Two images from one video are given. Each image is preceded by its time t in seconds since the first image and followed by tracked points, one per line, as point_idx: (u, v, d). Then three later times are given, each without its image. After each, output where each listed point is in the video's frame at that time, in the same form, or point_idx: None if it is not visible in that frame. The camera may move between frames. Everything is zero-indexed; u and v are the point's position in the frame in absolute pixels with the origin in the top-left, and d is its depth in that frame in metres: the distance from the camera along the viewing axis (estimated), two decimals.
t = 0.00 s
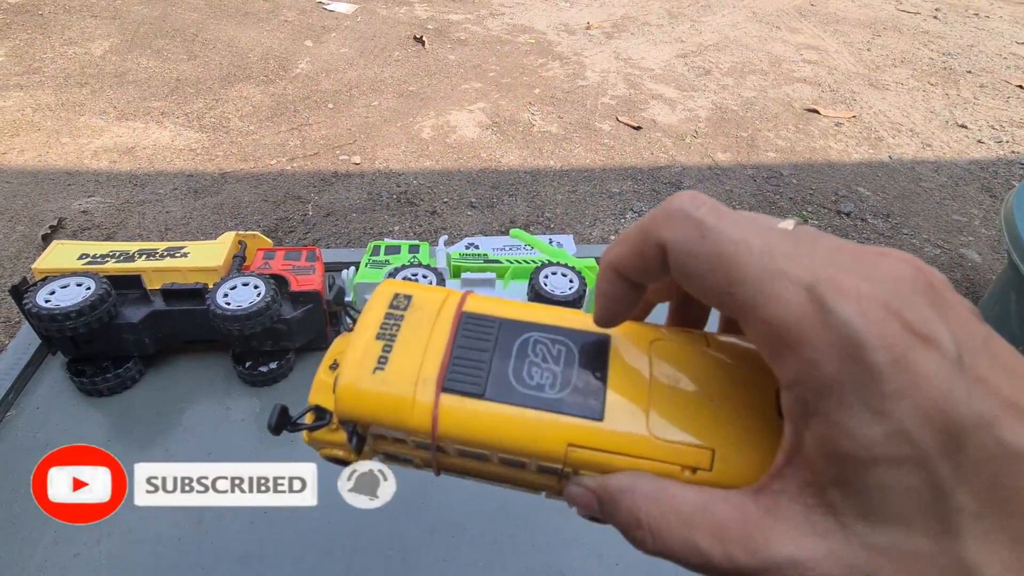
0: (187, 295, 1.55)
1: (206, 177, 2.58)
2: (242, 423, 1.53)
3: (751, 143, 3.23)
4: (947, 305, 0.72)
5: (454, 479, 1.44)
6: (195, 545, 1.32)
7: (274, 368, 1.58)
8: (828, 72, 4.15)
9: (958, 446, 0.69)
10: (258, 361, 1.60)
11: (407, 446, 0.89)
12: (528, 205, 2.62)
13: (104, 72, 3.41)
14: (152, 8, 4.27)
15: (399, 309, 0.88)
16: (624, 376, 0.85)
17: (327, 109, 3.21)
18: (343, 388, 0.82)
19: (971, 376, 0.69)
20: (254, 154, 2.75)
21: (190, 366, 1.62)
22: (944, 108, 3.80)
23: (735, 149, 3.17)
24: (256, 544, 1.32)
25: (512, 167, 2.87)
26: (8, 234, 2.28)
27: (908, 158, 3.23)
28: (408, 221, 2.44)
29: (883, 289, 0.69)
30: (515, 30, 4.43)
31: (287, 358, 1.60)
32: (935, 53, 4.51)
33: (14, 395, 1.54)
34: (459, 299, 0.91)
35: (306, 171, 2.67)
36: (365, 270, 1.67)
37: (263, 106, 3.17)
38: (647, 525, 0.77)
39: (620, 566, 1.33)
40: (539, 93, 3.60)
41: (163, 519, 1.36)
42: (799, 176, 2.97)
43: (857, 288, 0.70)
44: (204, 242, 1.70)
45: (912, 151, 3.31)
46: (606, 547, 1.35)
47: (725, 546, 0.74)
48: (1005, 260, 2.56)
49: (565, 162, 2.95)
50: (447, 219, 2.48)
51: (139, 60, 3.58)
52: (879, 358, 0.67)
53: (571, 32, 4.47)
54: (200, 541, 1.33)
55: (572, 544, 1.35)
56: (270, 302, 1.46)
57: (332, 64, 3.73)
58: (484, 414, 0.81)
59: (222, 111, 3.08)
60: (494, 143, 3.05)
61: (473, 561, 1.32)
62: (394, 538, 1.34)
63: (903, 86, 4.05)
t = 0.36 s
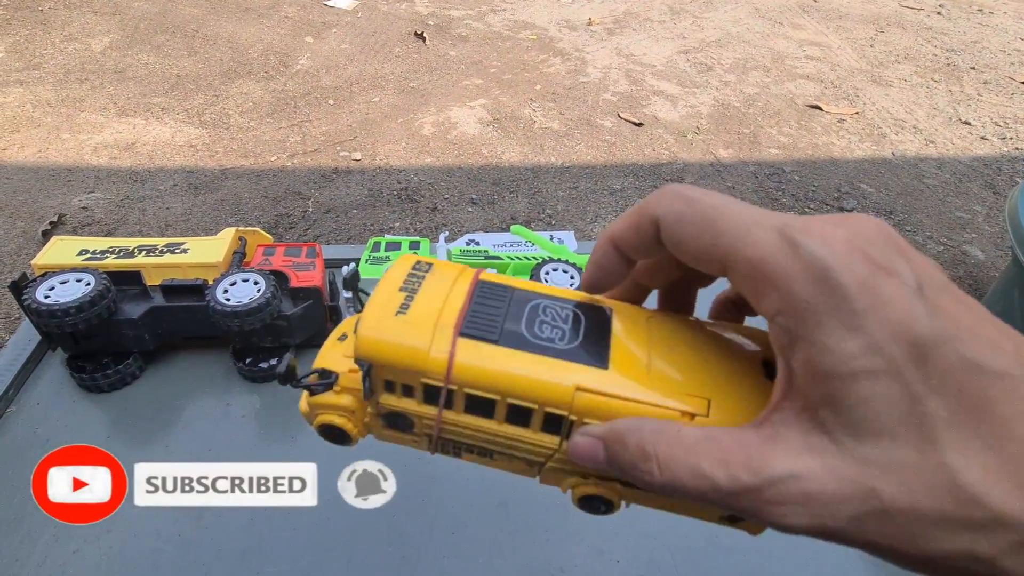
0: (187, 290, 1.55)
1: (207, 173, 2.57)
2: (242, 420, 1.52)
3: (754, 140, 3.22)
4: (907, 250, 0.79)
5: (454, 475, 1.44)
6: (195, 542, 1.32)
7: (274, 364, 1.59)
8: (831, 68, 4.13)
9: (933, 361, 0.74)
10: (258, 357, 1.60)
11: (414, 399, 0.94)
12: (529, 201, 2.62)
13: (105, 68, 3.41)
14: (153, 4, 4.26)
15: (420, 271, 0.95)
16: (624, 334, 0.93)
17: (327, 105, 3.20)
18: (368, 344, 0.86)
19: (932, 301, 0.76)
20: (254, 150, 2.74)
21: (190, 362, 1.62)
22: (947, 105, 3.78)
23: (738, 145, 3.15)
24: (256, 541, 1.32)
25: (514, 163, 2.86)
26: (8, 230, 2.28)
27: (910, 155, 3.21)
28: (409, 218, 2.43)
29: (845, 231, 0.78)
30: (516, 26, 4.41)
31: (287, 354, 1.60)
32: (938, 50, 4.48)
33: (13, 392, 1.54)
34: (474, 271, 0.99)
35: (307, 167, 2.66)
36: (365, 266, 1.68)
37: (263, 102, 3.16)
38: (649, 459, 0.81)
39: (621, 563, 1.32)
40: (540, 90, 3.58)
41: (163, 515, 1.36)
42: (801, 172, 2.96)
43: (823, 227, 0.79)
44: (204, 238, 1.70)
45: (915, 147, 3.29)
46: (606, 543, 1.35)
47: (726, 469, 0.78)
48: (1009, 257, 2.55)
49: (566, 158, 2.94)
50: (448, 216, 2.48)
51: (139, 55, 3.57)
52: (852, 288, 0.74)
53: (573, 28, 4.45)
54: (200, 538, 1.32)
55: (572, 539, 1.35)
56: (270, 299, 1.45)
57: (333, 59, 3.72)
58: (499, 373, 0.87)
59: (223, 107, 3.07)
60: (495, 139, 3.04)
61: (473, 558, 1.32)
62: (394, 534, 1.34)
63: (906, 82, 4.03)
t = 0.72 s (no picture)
0: (180, 295, 1.54)
1: (200, 176, 2.56)
2: (238, 423, 1.52)
3: (749, 132, 3.20)
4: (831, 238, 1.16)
5: (452, 474, 1.44)
6: (193, 546, 1.32)
7: (270, 367, 1.57)
8: (825, 58, 4.11)
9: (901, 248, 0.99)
10: (254, 361, 1.59)
11: (433, 278, 0.91)
12: (524, 198, 2.61)
13: (96, 73, 3.39)
14: (143, 8, 4.24)
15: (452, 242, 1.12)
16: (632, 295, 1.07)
17: (320, 106, 3.19)
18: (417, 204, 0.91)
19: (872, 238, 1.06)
20: (248, 152, 2.73)
21: (184, 366, 1.61)
22: (942, 92, 3.76)
23: (733, 138, 3.14)
24: (254, 544, 1.32)
25: (508, 160, 2.85)
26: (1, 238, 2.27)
27: (906, 143, 3.20)
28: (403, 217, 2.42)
29: (803, 217, 1.07)
30: (509, 23, 4.39)
31: (283, 356, 1.59)
32: (933, 37, 4.46)
33: (9, 400, 1.53)
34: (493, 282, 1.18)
35: (300, 168, 2.65)
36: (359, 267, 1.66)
37: (256, 104, 3.15)
38: (722, 334, 0.87)
39: (621, 558, 1.32)
40: (534, 86, 3.57)
41: (161, 521, 1.35)
42: (796, 163, 2.95)
43: (787, 216, 1.08)
44: (196, 242, 1.69)
45: (911, 136, 3.28)
46: (605, 539, 1.35)
47: (805, 331, 0.86)
48: (1006, 244, 2.54)
49: (560, 154, 2.93)
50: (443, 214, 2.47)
51: (130, 60, 3.55)
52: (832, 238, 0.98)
53: (565, 23, 4.43)
54: (198, 542, 1.32)
55: (572, 534, 1.35)
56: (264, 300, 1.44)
57: (325, 60, 3.70)
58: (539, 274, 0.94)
59: (215, 110, 3.06)
60: (489, 136, 3.03)
61: (472, 557, 1.32)
62: (392, 535, 1.34)
63: (901, 70, 4.01)
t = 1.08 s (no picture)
0: (144, 320, 1.53)
1: (170, 196, 2.54)
2: (208, 446, 1.50)
3: (722, 124, 3.21)
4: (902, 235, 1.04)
5: (427, 487, 1.43)
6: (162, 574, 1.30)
7: (240, 388, 1.56)
8: (798, 46, 4.12)
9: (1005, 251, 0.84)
10: (224, 382, 1.58)
11: (478, 361, 0.84)
12: (498, 202, 2.60)
13: (63, 96, 3.36)
14: (111, 27, 4.20)
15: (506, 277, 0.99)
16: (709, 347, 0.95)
17: (291, 117, 3.16)
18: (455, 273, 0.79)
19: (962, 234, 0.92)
20: (218, 169, 2.71)
21: (152, 391, 1.60)
22: (915, 75, 3.78)
23: (706, 131, 3.14)
24: (224, 568, 1.31)
25: (481, 164, 2.84)
26: None
27: (879, 128, 3.21)
28: (376, 227, 2.40)
29: (869, 213, 0.92)
30: (481, 24, 4.37)
31: (253, 376, 1.58)
32: (905, 19, 4.48)
33: None
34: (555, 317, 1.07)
35: (271, 183, 2.62)
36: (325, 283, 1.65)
37: (226, 119, 3.12)
38: (822, 434, 0.77)
39: (597, 564, 1.33)
40: (507, 87, 3.56)
41: (129, 550, 1.34)
42: (770, 154, 2.95)
43: (844, 212, 0.94)
44: (159, 265, 1.67)
45: (884, 120, 3.29)
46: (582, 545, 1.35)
47: (923, 411, 0.74)
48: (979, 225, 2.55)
49: (534, 155, 2.92)
50: (416, 222, 2.45)
51: (99, 80, 3.52)
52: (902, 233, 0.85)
53: (538, 22, 4.42)
54: (167, 569, 1.31)
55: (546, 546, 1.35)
56: (226, 323, 1.43)
57: (296, 71, 3.68)
58: (604, 350, 0.83)
59: (184, 127, 3.03)
60: (463, 141, 3.02)
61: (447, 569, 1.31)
62: (365, 551, 1.33)
63: (873, 55, 4.03)
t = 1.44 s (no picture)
0: (67, 361, 1.45)
1: (110, 225, 2.44)
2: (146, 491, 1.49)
3: (679, 116, 3.18)
4: None
5: (376, 517, 1.45)
6: None
7: (177, 424, 1.55)
8: (753, 33, 4.12)
9: None
10: (160, 419, 1.56)
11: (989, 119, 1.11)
12: (452, 209, 2.54)
13: None
14: (52, 50, 4.06)
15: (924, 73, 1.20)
16: None
17: (240, 135, 3.08)
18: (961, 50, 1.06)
19: None
20: (162, 193, 2.62)
21: (91, 437, 1.58)
22: (868, 56, 3.80)
23: (663, 124, 3.12)
24: None
25: (435, 172, 2.78)
26: None
27: (834, 111, 3.22)
28: (327, 243, 2.34)
29: None
30: (436, 28, 4.31)
31: (190, 411, 1.57)
32: (856, 1, 4.51)
33: None
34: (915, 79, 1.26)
35: (217, 205, 2.54)
36: (261, 308, 1.56)
37: (171, 141, 3.02)
38: None
39: None
40: (462, 91, 3.50)
41: None
42: (726, 144, 2.93)
43: None
44: (86, 300, 1.59)
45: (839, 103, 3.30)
46: (534, 564, 1.37)
47: None
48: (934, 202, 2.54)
49: (490, 160, 2.87)
50: (368, 236, 2.38)
51: (37, 107, 3.39)
52: None
53: (494, 23, 4.37)
54: None
55: (494, 566, 1.37)
56: (151, 359, 1.36)
57: (245, 86, 3.59)
58: None
59: (127, 152, 2.94)
60: (417, 149, 2.95)
61: None
62: None
63: (827, 38, 4.04)
